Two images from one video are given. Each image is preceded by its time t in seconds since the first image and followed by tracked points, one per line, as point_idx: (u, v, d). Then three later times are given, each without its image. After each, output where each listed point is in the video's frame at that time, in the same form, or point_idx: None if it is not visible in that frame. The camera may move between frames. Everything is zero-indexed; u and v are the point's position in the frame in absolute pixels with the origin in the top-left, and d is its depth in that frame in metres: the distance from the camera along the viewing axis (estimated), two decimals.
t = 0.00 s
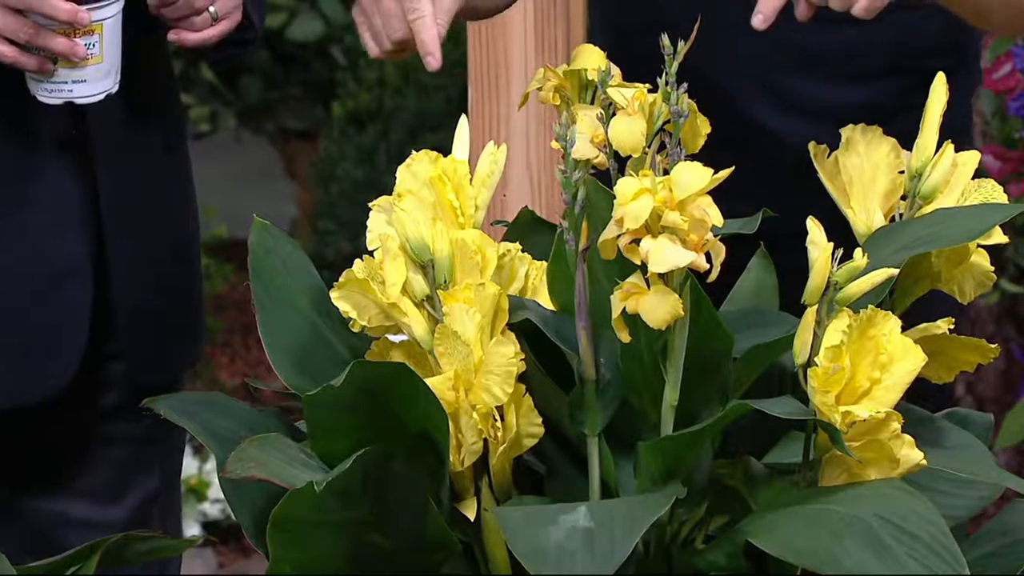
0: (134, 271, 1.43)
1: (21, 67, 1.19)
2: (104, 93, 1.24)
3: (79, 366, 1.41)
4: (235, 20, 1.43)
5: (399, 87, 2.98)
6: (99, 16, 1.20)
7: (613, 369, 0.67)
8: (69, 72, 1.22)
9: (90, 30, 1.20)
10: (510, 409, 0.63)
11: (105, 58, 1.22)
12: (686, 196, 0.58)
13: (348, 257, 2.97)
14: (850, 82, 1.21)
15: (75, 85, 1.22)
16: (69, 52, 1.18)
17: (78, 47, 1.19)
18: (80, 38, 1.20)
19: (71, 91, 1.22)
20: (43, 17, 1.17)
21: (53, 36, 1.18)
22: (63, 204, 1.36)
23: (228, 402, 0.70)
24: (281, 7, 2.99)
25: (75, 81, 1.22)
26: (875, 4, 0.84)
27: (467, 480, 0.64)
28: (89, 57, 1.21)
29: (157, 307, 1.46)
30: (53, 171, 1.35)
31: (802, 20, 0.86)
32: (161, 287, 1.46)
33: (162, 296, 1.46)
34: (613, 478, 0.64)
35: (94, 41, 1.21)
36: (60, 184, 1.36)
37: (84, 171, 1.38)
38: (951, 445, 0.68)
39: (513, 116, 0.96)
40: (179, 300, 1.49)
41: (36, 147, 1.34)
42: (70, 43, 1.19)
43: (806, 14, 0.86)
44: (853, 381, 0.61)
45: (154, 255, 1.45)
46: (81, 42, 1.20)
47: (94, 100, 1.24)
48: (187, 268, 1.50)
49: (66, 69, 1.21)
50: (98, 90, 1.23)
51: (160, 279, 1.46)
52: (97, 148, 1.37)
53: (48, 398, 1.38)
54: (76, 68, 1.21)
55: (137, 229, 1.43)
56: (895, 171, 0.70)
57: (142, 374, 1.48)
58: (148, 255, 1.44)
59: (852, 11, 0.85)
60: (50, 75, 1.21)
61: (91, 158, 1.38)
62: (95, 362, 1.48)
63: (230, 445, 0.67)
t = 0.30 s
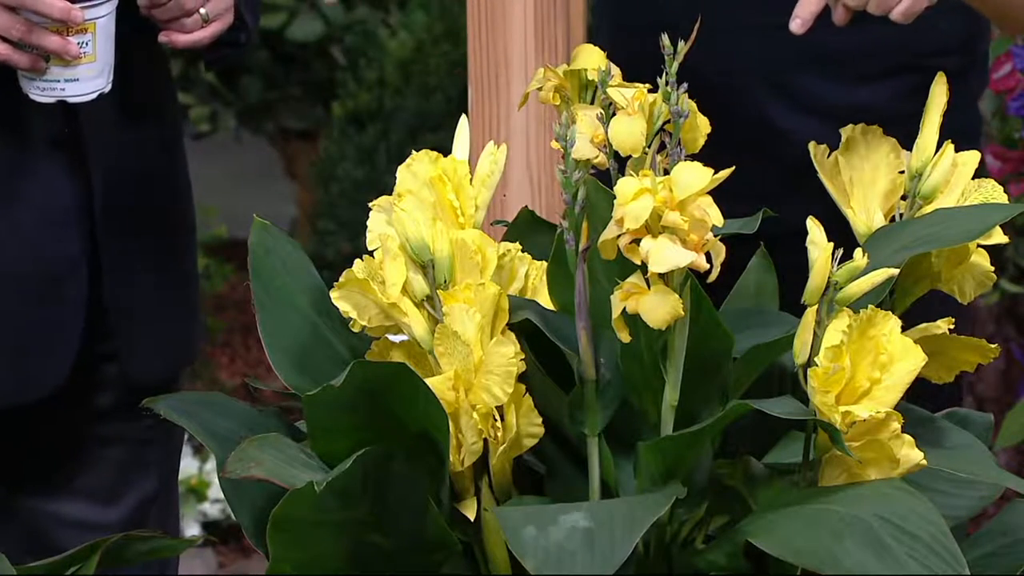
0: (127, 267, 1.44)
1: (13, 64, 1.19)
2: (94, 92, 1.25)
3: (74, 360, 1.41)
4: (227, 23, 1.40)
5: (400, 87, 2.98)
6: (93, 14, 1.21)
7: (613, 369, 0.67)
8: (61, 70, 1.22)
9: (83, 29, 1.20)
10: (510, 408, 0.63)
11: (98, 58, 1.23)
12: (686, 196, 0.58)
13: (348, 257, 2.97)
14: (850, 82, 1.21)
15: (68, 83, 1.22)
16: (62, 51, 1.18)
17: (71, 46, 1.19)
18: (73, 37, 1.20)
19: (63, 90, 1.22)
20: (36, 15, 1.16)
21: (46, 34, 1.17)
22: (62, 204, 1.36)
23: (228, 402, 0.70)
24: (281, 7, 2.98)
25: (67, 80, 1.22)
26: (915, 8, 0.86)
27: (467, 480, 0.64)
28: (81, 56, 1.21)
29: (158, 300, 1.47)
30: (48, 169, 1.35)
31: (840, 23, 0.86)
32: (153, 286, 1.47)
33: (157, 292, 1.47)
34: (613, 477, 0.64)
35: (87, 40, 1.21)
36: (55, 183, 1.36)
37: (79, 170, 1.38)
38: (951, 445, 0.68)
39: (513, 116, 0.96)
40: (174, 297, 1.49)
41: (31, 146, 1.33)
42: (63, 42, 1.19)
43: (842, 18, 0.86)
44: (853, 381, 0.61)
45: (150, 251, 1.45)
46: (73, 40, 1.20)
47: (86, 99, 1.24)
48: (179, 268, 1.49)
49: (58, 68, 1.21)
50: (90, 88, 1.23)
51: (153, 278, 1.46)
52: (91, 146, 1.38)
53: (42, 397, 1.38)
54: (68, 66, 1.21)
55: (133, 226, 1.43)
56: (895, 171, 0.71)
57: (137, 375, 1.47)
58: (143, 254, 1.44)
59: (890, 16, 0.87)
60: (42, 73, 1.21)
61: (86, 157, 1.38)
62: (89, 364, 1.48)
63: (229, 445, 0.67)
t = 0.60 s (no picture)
0: (120, 265, 1.43)
1: None
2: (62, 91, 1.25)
3: (64, 348, 1.42)
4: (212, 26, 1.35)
5: (400, 87, 2.98)
6: (64, 10, 1.21)
7: (613, 369, 0.67)
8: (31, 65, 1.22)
9: (53, 25, 1.21)
10: (510, 408, 0.63)
11: (68, 54, 1.23)
12: (686, 196, 0.58)
13: (347, 257, 2.97)
14: (850, 82, 1.21)
15: (37, 79, 1.22)
16: (30, 45, 1.18)
17: (39, 41, 1.19)
18: (43, 32, 1.20)
19: (33, 85, 1.23)
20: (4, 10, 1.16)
21: (13, 28, 1.17)
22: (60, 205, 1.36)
23: (228, 402, 0.70)
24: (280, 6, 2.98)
25: (37, 75, 1.22)
26: (941, 15, 0.86)
27: (467, 480, 0.64)
28: (50, 51, 1.22)
29: (148, 303, 1.46)
30: (30, 167, 1.36)
31: (864, 30, 0.87)
32: (152, 285, 1.46)
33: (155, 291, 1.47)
34: (613, 477, 0.64)
35: (56, 35, 1.22)
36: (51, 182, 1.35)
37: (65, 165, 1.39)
38: (952, 445, 0.68)
39: (513, 117, 0.96)
40: (174, 295, 1.49)
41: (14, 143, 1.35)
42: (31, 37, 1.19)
43: (867, 24, 0.87)
44: (853, 382, 0.61)
45: (137, 255, 1.44)
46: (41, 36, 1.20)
47: (56, 95, 1.25)
48: (176, 269, 1.49)
49: (28, 63, 1.21)
50: (59, 85, 1.24)
51: (151, 277, 1.46)
52: (76, 146, 1.37)
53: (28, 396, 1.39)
54: (37, 62, 1.22)
55: (123, 227, 1.43)
56: (895, 171, 0.71)
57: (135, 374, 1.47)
58: (137, 254, 1.44)
59: (914, 25, 0.87)
60: (11, 69, 1.21)
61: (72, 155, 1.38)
62: (75, 367, 1.48)
63: (230, 445, 0.67)
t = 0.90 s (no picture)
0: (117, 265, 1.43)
1: None
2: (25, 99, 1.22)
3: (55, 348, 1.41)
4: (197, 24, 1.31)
5: (400, 87, 2.98)
6: (26, 15, 1.18)
7: (613, 369, 0.67)
8: None
9: (14, 30, 1.17)
10: (510, 408, 0.63)
11: (32, 59, 1.20)
12: (686, 196, 0.58)
13: (347, 257, 2.97)
14: (850, 81, 1.21)
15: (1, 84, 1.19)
16: None
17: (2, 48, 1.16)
18: (5, 38, 1.17)
19: None
20: None
21: None
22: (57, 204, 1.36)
23: (229, 402, 0.70)
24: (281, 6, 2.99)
25: None
26: (936, 37, 0.89)
27: (467, 480, 0.64)
28: (13, 57, 1.18)
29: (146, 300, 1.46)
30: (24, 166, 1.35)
31: (861, 50, 0.89)
32: (151, 284, 1.47)
33: (153, 290, 1.47)
34: (613, 477, 0.64)
35: (20, 41, 1.18)
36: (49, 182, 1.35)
37: (55, 164, 1.38)
38: (951, 445, 0.68)
39: (513, 117, 0.96)
40: (173, 293, 1.49)
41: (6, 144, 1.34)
42: None
43: (862, 44, 0.88)
44: (853, 382, 0.61)
45: (132, 255, 1.44)
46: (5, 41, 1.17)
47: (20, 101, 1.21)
48: (175, 268, 1.49)
49: None
50: (26, 90, 1.21)
51: (151, 277, 1.46)
52: (65, 147, 1.36)
53: (20, 397, 1.38)
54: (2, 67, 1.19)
55: (119, 227, 1.42)
56: (896, 172, 0.71)
57: (134, 373, 1.47)
58: (135, 253, 1.44)
59: (910, 46, 0.90)
60: None
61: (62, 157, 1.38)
62: (68, 368, 1.47)
63: (230, 445, 0.67)
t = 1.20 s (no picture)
0: (114, 265, 1.43)
1: None
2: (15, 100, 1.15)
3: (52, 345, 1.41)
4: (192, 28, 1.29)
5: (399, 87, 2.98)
6: (13, 16, 1.11)
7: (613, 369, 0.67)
8: None
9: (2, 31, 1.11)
10: (510, 409, 0.63)
11: (21, 60, 1.13)
12: (686, 196, 0.58)
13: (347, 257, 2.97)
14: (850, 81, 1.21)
15: None
16: None
17: None
18: None
19: None
20: None
21: None
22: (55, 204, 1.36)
23: (229, 402, 0.70)
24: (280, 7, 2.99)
25: None
26: (903, 38, 0.91)
27: (467, 480, 0.65)
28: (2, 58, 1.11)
29: (142, 300, 1.46)
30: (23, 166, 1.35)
31: (831, 49, 0.91)
32: (151, 285, 1.47)
33: (150, 289, 1.47)
34: (613, 477, 0.64)
35: (9, 42, 1.11)
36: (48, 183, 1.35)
37: (53, 163, 1.38)
38: (951, 445, 0.68)
39: (513, 117, 0.96)
40: (171, 293, 1.49)
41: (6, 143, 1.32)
42: None
43: (833, 43, 0.91)
44: (853, 382, 0.61)
45: (129, 255, 1.44)
46: None
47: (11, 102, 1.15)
48: (174, 269, 1.49)
49: None
50: (16, 92, 1.14)
51: (151, 277, 1.46)
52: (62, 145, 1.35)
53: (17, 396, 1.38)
54: None
55: (115, 226, 1.41)
56: (895, 171, 0.71)
57: (131, 371, 1.47)
58: (132, 252, 1.44)
59: (879, 46, 0.92)
60: None
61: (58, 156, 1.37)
62: (64, 366, 1.47)
63: (230, 445, 0.67)
